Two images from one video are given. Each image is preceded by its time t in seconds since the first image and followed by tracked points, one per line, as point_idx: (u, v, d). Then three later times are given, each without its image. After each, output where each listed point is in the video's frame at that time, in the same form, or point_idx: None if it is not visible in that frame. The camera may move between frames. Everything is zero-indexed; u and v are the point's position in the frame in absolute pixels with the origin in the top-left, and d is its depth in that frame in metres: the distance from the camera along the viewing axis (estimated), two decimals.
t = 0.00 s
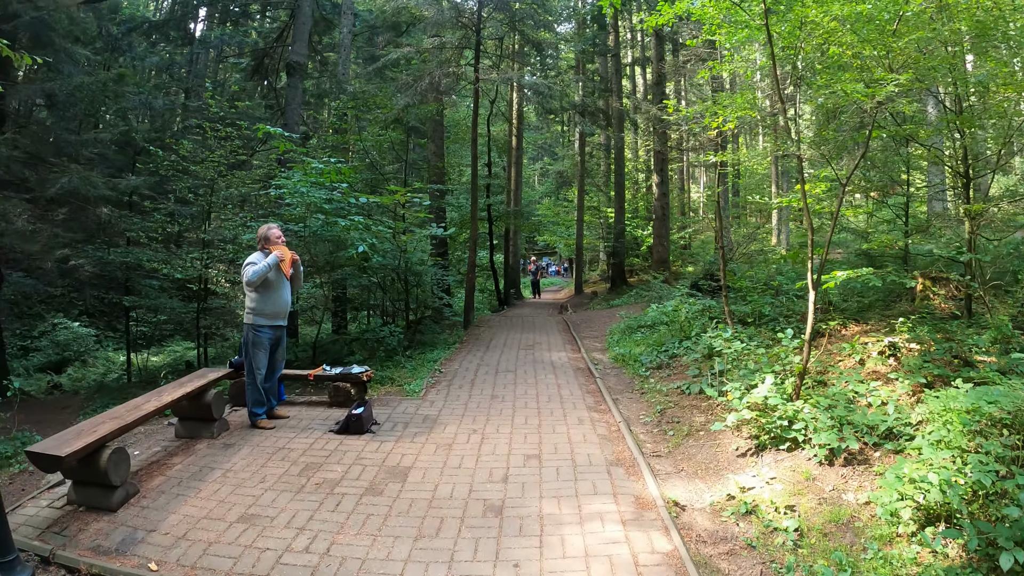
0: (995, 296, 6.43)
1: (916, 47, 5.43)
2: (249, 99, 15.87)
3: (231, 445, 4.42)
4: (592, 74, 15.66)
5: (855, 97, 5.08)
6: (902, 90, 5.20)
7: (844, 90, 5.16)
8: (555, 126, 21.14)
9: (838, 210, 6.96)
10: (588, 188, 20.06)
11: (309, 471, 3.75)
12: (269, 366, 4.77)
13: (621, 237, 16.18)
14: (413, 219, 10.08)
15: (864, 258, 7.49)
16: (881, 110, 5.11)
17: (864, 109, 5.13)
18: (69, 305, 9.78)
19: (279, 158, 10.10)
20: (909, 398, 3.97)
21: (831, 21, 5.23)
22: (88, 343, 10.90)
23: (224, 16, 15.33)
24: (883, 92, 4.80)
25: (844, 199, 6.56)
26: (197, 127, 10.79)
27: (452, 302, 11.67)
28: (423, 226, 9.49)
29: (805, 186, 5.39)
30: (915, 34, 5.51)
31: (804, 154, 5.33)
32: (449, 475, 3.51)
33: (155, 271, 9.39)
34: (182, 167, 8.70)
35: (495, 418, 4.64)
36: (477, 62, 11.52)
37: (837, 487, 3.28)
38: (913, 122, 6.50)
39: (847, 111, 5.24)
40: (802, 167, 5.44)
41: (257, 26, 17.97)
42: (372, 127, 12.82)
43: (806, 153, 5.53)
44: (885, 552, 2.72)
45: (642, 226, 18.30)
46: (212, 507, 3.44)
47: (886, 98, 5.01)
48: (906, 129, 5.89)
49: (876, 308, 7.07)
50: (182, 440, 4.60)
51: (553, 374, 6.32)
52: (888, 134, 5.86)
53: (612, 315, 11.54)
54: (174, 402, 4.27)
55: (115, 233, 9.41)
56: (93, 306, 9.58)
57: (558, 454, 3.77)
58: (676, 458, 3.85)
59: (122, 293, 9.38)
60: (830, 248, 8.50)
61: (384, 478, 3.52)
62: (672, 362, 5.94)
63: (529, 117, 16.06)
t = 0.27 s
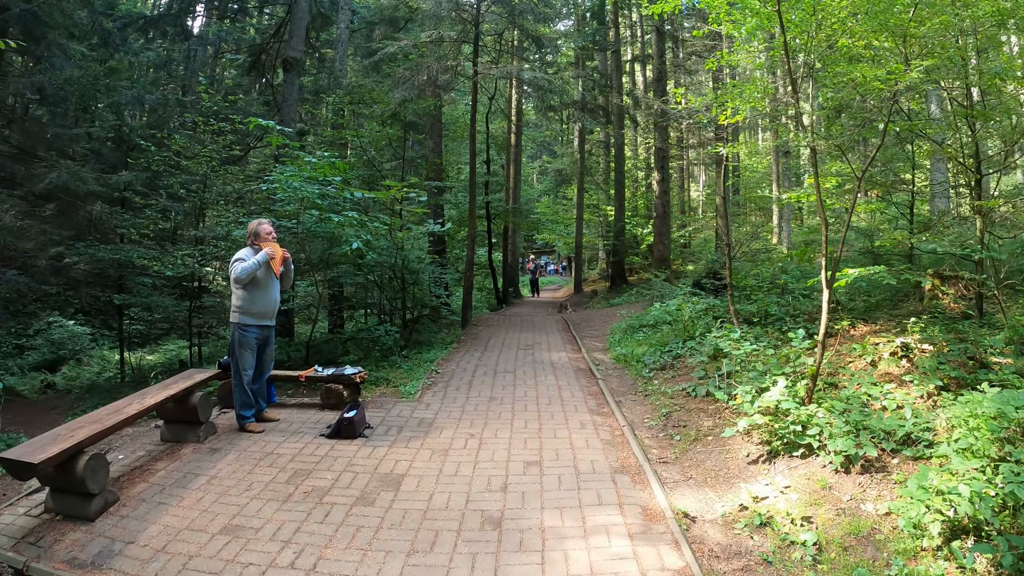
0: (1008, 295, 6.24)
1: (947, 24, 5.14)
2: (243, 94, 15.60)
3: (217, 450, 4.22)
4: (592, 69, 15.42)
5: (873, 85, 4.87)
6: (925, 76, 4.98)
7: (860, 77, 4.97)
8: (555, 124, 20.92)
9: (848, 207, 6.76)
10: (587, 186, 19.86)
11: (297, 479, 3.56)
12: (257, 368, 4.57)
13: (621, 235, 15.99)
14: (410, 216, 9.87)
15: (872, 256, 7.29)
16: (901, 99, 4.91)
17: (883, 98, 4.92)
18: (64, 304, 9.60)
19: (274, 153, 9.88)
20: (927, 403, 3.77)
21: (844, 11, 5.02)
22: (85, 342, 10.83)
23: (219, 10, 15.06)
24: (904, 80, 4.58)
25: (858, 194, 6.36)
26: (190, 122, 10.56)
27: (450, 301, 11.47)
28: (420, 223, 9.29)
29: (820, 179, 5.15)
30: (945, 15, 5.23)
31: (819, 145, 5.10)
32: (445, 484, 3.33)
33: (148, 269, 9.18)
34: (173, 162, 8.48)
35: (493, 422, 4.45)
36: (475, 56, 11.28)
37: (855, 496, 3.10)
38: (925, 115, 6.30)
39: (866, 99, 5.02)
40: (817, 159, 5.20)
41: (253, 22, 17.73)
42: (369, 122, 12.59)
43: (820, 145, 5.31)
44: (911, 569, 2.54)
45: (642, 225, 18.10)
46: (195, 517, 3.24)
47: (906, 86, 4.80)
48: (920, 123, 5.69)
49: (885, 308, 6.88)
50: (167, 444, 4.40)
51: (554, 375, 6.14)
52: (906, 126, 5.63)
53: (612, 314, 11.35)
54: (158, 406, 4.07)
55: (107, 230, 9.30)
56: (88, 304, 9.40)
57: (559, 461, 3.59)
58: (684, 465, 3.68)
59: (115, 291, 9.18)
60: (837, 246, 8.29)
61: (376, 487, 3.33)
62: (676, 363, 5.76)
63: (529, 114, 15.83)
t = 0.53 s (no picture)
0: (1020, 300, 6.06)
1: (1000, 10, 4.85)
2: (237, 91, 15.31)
3: (202, 463, 4.00)
4: (592, 67, 15.17)
5: (897, 77, 4.64)
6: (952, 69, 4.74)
7: (885, 69, 4.74)
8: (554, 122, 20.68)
9: (860, 206, 6.55)
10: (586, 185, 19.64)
11: (285, 496, 3.34)
12: (243, 376, 4.36)
13: (621, 235, 15.79)
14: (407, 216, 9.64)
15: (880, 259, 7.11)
16: (924, 95, 4.67)
17: (909, 92, 4.69)
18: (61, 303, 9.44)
19: (268, 150, 9.63)
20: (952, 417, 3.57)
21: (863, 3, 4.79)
22: (78, 343, 10.64)
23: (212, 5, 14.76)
24: (933, 74, 4.32)
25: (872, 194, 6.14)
26: (182, 118, 10.30)
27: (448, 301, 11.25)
28: (416, 223, 9.07)
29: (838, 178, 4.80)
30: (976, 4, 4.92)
31: (839, 142, 4.85)
32: (444, 503, 3.11)
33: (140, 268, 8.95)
34: (163, 160, 8.22)
35: (493, 433, 4.24)
36: (474, 52, 11.02)
37: (881, 518, 2.89)
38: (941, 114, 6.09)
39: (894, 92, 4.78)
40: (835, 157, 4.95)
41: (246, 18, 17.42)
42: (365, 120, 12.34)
43: (837, 143, 5.06)
44: None
45: (641, 225, 17.91)
46: (174, 539, 3.02)
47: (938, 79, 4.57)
48: (939, 121, 5.48)
49: (893, 312, 6.72)
50: (151, 456, 4.20)
51: (555, 380, 5.94)
52: (926, 124, 5.42)
53: (612, 316, 11.15)
54: (139, 416, 3.86)
55: (98, 229, 9.05)
56: (84, 304, 9.23)
57: (564, 477, 3.39)
58: (696, 481, 3.49)
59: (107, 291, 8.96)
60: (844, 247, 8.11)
61: (368, 506, 3.12)
62: (683, 369, 5.58)
63: (528, 112, 15.56)
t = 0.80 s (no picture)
0: None
1: None
2: (232, 87, 15.06)
3: (186, 473, 3.80)
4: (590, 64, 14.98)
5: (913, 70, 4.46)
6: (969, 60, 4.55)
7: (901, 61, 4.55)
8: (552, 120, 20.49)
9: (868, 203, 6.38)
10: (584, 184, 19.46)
11: (272, 510, 3.15)
12: (231, 380, 4.17)
13: (619, 234, 15.63)
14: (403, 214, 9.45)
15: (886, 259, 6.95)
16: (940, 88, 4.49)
17: (928, 82, 4.52)
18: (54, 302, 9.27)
19: (260, 146, 9.42)
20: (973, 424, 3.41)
21: None
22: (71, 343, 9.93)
23: None
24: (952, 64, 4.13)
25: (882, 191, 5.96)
26: (173, 114, 10.06)
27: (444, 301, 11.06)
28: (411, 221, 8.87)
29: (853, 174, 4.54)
30: None
31: (854, 136, 4.67)
32: (441, 518, 2.93)
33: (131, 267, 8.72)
34: (152, 156, 7.99)
35: (492, 440, 4.06)
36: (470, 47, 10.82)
37: (905, 533, 2.71)
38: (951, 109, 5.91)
39: (913, 84, 4.61)
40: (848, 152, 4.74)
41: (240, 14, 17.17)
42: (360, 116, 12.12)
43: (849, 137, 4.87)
44: None
45: (639, 224, 17.74)
46: (152, 557, 2.82)
47: (961, 69, 4.39)
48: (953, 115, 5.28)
49: (900, 313, 6.56)
50: (133, 465, 4.00)
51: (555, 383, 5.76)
52: (941, 118, 5.24)
53: (611, 316, 10.97)
54: (119, 423, 3.66)
55: (86, 227, 8.82)
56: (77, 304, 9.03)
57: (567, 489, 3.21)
58: (707, 493, 3.33)
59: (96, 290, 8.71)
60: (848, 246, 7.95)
61: (360, 521, 2.93)
62: (688, 372, 5.41)
63: (525, 108, 15.35)
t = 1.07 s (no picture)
0: None
1: None
2: (224, 82, 14.78)
3: (164, 478, 3.59)
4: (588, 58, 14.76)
5: (928, 56, 4.25)
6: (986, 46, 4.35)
7: (917, 47, 4.34)
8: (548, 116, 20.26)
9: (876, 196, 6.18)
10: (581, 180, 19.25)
11: (251, 521, 2.94)
12: (213, 380, 3.95)
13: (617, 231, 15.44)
14: (396, 210, 9.22)
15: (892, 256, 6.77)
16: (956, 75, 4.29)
17: (944, 69, 4.32)
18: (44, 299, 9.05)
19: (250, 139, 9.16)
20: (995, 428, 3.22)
21: None
22: (64, 342, 9.06)
23: None
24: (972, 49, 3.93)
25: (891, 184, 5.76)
26: (161, 106, 9.79)
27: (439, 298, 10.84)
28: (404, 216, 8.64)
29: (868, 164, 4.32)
30: None
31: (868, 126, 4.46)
32: (434, 530, 2.74)
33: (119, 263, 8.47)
34: (136, 148, 7.73)
35: (487, 444, 3.87)
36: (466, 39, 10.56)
37: (928, 545, 2.51)
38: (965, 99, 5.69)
39: (928, 72, 4.41)
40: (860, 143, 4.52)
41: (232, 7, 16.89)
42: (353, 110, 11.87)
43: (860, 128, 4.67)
44: None
45: (637, 221, 17.55)
46: (120, 572, 2.61)
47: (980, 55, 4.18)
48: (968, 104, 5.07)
49: (907, 311, 6.38)
50: (109, 470, 3.78)
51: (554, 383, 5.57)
52: (952, 108, 5.06)
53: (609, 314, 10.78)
54: (93, 425, 3.44)
55: (72, 221, 8.57)
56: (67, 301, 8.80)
57: (567, 498, 3.02)
58: (715, 502, 3.15)
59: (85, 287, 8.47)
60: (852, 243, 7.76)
61: (344, 533, 2.74)
62: (691, 372, 5.22)
63: (521, 103, 15.12)
